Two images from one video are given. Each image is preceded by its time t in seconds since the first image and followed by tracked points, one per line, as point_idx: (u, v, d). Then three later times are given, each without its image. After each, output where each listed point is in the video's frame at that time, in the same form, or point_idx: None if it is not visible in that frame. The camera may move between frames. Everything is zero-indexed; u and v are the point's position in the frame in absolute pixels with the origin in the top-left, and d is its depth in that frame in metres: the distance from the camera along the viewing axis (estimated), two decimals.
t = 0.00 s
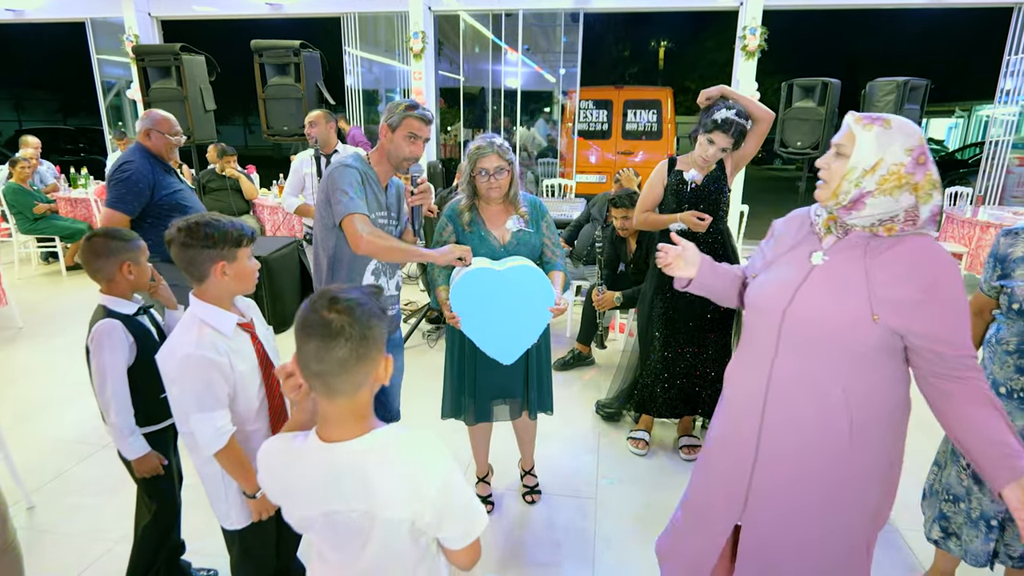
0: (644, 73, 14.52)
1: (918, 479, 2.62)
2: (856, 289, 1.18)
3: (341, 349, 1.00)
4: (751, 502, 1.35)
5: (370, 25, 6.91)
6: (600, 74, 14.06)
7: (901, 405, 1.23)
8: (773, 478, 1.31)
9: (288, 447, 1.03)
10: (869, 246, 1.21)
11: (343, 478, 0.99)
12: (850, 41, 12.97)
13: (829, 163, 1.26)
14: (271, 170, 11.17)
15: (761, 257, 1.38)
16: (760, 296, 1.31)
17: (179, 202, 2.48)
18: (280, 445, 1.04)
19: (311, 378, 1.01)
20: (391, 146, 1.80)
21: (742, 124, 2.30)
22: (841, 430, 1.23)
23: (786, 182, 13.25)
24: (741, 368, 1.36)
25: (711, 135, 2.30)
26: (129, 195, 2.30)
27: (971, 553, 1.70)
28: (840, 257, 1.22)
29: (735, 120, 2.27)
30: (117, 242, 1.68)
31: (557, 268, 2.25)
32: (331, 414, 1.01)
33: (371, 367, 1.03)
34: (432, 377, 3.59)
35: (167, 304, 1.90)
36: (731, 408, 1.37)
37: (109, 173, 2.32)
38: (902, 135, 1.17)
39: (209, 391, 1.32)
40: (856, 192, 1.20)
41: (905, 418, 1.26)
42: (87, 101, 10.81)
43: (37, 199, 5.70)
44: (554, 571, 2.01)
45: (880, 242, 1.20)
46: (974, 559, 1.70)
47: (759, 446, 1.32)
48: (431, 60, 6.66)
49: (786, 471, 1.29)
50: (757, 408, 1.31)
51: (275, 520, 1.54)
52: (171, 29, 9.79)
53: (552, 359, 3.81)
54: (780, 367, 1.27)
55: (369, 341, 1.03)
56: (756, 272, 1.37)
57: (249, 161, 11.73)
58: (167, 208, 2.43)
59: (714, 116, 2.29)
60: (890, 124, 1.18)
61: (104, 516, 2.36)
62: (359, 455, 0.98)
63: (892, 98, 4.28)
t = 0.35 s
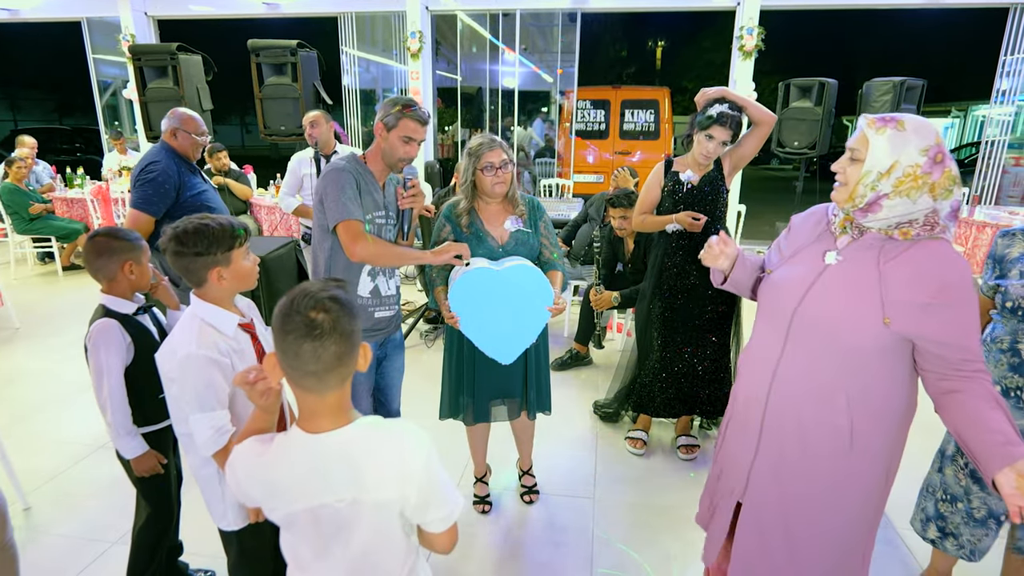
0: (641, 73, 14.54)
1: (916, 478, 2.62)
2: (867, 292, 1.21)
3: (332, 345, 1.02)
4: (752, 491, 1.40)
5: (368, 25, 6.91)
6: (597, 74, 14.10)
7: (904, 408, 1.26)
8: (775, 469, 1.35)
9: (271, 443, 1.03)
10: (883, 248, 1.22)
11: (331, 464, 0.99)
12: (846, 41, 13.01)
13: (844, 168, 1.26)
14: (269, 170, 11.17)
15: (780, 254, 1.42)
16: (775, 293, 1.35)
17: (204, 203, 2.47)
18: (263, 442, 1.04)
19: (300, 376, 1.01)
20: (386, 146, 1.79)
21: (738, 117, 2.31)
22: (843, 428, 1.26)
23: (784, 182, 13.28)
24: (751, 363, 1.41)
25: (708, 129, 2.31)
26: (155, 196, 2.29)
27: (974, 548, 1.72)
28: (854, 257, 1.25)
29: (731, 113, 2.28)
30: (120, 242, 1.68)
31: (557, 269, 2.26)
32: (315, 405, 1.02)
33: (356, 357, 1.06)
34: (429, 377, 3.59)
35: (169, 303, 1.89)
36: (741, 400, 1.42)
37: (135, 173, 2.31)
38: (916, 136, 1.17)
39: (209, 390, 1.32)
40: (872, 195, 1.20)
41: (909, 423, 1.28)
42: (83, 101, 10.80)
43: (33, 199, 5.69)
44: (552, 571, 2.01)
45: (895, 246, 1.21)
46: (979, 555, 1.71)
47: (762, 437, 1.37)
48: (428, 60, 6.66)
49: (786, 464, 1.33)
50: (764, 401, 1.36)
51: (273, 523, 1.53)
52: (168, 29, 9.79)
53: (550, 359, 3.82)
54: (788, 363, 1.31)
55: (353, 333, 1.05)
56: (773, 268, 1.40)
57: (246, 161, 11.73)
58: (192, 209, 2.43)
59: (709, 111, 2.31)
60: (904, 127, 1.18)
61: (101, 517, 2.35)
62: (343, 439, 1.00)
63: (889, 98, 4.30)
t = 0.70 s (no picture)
0: (638, 73, 14.55)
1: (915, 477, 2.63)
2: (826, 272, 1.31)
3: (331, 331, 1.03)
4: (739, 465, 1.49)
5: (365, 25, 6.90)
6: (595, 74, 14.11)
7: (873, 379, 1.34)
8: (753, 439, 1.45)
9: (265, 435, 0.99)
10: (837, 231, 1.33)
11: (338, 447, 1.00)
12: (843, 42, 13.03)
13: (799, 159, 1.39)
14: (266, 170, 11.16)
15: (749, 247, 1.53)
16: (743, 280, 1.46)
17: (214, 203, 2.47)
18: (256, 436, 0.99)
19: (305, 360, 1.01)
20: (392, 150, 1.78)
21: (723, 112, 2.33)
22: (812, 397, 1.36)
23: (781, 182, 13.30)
24: (729, 343, 1.51)
25: (696, 129, 2.34)
26: (163, 195, 2.29)
27: (991, 550, 1.69)
28: (811, 241, 1.36)
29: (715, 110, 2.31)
30: (120, 242, 1.67)
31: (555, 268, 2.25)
32: (318, 390, 1.02)
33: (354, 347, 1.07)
34: (428, 376, 3.59)
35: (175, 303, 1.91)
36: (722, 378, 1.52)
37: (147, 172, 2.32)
38: (864, 128, 1.29)
39: (210, 388, 1.32)
40: (824, 181, 1.33)
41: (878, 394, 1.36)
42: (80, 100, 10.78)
43: (30, 199, 5.67)
44: (551, 571, 2.01)
45: (847, 228, 1.32)
46: (996, 554, 1.69)
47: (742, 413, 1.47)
48: (426, 60, 6.67)
49: (765, 437, 1.43)
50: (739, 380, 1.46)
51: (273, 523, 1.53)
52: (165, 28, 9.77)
53: (548, 359, 3.82)
54: (760, 341, 1.41)
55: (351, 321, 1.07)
56: (742, 260, 1.52)
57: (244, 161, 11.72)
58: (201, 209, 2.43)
59: (695, 111, 2.34)
60: (852, 121, 1.30)
61: (100, 517, 2.35)
62: (348, 424, 1.01)
63: (886, 98, 4.31)
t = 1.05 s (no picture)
0: (637, 73, 14.58)
1: (912, 476, 2.64)
2: (804, 260, 1.34)
3: (339, 304, 1.07)
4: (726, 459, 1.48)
5: (363, 25, 6.90)
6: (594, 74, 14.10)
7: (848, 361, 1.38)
8: (744, 432, 1.44)
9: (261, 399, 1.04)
10: (809, 225, 1.37)
11: (332, 412, 1.06)
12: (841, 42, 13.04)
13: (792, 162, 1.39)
14: (264, 170, 11.14)
15: (720, 245, 1.55)
16: (720, 274, 1.46)
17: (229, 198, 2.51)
18: (253, 401, 1.03)
19: (312, 330, 1.05)
20: (386, 146, 1.79)
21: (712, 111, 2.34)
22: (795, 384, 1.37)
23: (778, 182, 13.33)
24: (708, 339, 1.51)
25: (684, 130, 2.38)
26: (188, 191, 2.34)
27: (986, 557, 1.69)
28: (785, 234, 1.38)
29: (700, 109, 2.34)
30: (122, 243, 1.67)
31: (552, 269, 2.27)
32: (314, 355, 1.06)
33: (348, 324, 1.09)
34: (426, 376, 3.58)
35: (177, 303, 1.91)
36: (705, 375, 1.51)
37: (166, 170, 2.35)
38: (859, 149, 1.35)
39: (202, 389, 1.32)
40: (810, 193, 1.35)
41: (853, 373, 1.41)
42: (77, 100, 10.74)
43: (27, 199, 5.66)
44: (549, 571, 2.01)
45: (818, 223, 1.36)
46: (989, 562, 1.68)
47: (727, 405, 1.46)
48: (424, 60, 6.66)
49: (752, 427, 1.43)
50: (722, 372, 1.46)
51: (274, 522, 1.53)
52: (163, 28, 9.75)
53: (547, 359, 3.82)
54: (742, 333, 1.42)
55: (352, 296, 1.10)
56: (715, 257, 1.53)
57: (242, 161, 11.72)
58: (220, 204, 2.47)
59: (683, 112, 2.39)
60: (852, 139, 1.35)
61: (99, 518, 2.35)
62: (340, 387, 1.07)
63: (883, 98, 4.32)
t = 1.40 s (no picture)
0: (626, 74, 14.68)
1: (896, 473, 2.68)
2: (809, 274, 1.37)
3: (318, 298, 1.10)
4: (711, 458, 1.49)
5: (352, 24, 6.85)
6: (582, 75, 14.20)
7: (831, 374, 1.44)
8: (734, 435, 1.45)
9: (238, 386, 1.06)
10: (815, 240, 1.40)
11: (303, 398, 1.07)
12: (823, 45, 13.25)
13: (802, 176, 1.39)
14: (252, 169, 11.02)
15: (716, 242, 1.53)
16: (721, 276, 1.46)
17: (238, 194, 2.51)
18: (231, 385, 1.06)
19: (292, 323, 1.08)
20: (361, 143, 1.75)
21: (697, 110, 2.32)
22: (788, 391, 1.40)
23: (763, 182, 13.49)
24: (701, 339, 1.50)
25: (669, 129, 2.39)
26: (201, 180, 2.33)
27: (947, 536, 1.78)
28: (793, 245, 1.41)
29: (683, 108, 2.33)
30: (106, 244, 1.61)
31: (540, 269, 2.26)
32: (290, 348, 1.09)
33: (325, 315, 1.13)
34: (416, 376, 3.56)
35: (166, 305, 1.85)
36: (696, 375, 1.49)
37: (178, 161, 2.34)
38: (868, 176, 1.37)
39: (187, 390, 1.31)
40: (817, 210, 1.37)
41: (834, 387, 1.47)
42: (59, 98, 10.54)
43: (5, 198, 5.54)
44: (539, 571, 2.00)
45: (823, 238, 1.40)
46: (956, 543, 1.77)
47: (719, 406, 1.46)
48: (414, 60, 6.64)
49: (742, 429, 1.44)
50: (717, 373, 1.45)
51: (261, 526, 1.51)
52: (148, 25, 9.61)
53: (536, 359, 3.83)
54: (741, 336, 1.42)
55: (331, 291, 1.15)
56: (710, 257, 1.53)
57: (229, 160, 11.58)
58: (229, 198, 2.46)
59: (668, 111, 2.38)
60: (865, 163, 1.36)
61: (82, 524, 2.30)
62: (311, 377, 1.10)
63: (868, 101, 4.37)
